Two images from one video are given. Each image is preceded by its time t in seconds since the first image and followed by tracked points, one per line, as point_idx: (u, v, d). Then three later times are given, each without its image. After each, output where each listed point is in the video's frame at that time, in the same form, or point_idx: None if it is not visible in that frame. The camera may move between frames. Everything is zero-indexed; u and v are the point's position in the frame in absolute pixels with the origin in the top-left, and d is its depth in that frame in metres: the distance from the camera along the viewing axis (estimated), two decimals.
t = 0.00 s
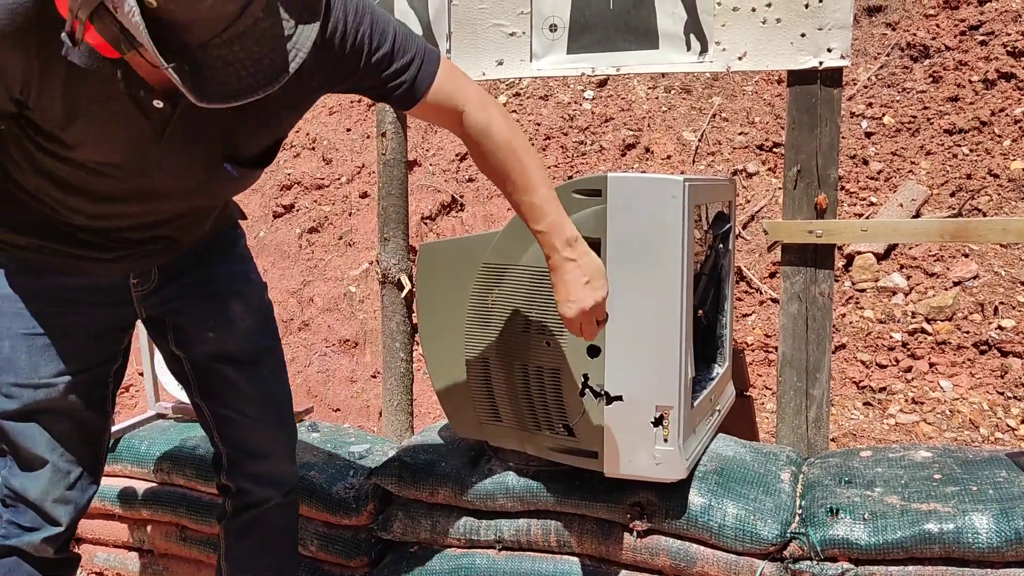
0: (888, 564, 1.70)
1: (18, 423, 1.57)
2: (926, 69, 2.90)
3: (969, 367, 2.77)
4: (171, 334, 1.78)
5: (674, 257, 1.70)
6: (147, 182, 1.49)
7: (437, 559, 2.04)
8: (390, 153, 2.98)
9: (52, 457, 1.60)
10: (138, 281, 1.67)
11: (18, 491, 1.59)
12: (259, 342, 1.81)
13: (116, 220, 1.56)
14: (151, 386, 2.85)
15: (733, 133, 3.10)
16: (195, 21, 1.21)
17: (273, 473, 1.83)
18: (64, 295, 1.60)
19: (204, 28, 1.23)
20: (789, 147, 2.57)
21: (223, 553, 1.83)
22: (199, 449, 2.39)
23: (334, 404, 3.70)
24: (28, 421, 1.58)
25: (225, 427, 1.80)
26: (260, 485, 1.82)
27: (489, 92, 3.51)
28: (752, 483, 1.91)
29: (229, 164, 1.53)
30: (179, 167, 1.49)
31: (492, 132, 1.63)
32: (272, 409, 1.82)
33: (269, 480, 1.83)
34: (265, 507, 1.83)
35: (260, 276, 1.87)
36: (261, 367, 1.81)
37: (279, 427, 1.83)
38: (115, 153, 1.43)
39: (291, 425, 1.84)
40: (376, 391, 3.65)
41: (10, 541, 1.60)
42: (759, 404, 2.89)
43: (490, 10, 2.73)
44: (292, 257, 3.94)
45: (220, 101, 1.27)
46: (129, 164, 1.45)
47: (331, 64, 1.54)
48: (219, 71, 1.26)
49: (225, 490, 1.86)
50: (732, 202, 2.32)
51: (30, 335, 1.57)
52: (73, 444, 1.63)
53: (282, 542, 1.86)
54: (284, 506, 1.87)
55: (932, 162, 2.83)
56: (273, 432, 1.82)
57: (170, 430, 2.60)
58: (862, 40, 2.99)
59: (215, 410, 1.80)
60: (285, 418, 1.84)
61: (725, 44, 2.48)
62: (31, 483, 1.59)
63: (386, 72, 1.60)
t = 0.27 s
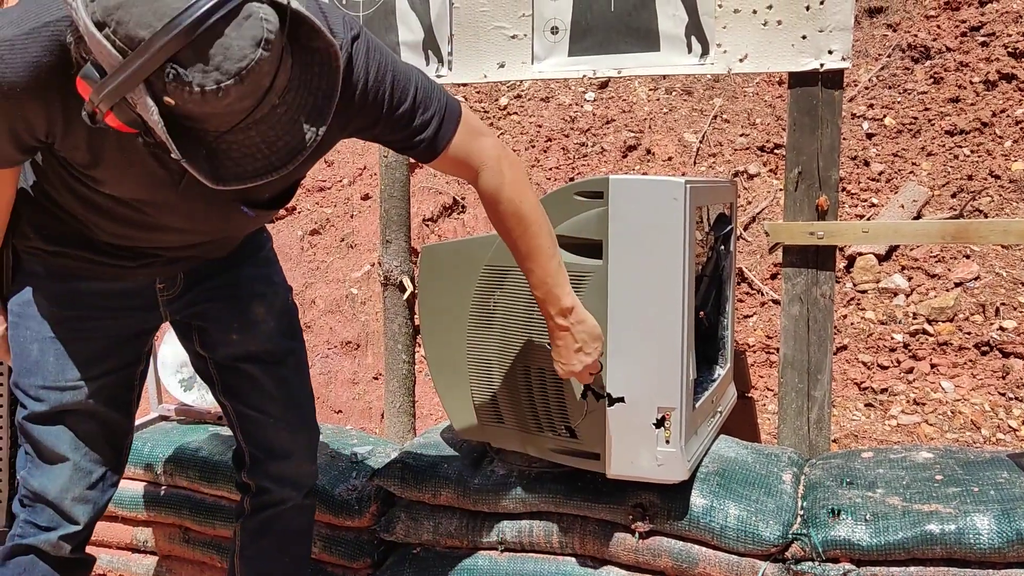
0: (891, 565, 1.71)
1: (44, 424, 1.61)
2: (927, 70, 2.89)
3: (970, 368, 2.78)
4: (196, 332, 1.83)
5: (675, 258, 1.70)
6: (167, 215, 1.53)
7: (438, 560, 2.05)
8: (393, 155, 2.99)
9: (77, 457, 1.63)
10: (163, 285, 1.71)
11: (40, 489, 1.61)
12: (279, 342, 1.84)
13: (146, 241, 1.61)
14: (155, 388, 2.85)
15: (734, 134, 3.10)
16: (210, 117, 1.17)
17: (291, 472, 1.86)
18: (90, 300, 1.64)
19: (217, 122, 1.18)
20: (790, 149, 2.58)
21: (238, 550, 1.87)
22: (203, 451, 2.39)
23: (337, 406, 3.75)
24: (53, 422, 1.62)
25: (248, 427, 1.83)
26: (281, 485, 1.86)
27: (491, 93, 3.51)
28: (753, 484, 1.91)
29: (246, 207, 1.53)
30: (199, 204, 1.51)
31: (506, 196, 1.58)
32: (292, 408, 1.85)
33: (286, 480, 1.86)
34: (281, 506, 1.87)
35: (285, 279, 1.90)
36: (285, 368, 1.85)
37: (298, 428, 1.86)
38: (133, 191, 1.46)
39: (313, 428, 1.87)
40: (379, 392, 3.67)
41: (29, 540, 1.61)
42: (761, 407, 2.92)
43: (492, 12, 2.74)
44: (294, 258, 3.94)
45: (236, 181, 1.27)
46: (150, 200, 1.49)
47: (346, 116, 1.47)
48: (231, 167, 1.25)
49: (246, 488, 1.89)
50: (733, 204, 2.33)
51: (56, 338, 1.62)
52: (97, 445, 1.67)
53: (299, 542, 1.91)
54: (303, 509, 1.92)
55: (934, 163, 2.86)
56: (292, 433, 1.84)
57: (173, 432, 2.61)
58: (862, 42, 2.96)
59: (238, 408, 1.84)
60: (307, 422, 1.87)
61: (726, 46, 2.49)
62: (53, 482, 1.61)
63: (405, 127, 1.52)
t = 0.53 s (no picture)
0: (891, 564, 1.71)
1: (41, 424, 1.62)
2: (928, 70, 2.88)
3: (970, 367, 2.78)
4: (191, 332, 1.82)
5: (676, 257, 1.70)
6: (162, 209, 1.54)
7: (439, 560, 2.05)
8: (392, 154, 2.99)
9: (73, 457, 1.63)
10: (160, 285, 1.71)
11: (36, 490, 1.61)
12: (275, 341, 1.85)
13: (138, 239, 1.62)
14: (155, 388, 2.86)
15: (735, 134, 3.09)
16: (203, 86, 1.19)
17: (288, 472, 1.87)
18: (85, 299, 1.64)
19: (211, 90, 1.20)
20: (791, 148, 2.57)
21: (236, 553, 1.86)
22: (204, 451, 2.40)
23: (338, 406, 3.75)
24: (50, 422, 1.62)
25: (244, 428, 1.84)
26: (278, 485, 1.86)
27: (491, 93, 3.51)
28: (753, 483, 1.91)
29: (244, 195, 1.57)
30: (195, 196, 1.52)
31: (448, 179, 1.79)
32: (287, 408, 1.86)
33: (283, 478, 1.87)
34: (279, 505, 1.87)
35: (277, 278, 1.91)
36: (281, 367, 1.86)
37: (292, 426, 1.86)
38: (129, 182, 1.47)
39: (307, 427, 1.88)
40: (379, 392, 3.68)
41: (27, 542, 1.61)
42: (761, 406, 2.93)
43: (492, 12, 2.74)
44: (295, 258, 3.95)
45: (230, 155, 1.27)
46: (146, 192, 1.50)
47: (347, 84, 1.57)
48: (225, 140, 1.26)
49: (242, 489, 1.89)
50: (734, 203, 2.32)
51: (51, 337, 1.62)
52: (93, 445, 1.67)
53: (296, 541, 1.91)
54: (301, 507, 1.92)
55: (934, 162, 2.86)
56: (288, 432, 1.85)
57: (173, 432, 2.61)
58: (863, 41, 2.95)
59: (233, 409, 1.84)
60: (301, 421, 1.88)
61: (726, 45, 2.49)
62: (49, 483, 1.62)
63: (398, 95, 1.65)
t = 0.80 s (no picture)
0: (892, 563, 1.70)
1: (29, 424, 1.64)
2: (929, 68, 2.88)
3: (972, 366, 2.78)
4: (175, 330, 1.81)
5: (676, 256, 1.69)
6: (139, 205, 1.52)
7: (440, 559, 2.05)
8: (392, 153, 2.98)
9: (61, 457, 1.65)
10: (145, 281, 1.72)
11: (27, 491, 1.64)
12: (259, 341, 1.84)
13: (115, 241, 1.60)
14: (155, 388, 2.85)
15: (735, 133, 3.09)
16: (186, 50, 1.21)
17: (271, 472, 1.85)
18: (73, 297, 1.64)
19: (194, 55, 1.22)
20: (791, 146, 2.57)
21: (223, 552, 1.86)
22: (204, 451, 2.39)
23: (338, 405, 3.75)
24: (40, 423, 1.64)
25: (226, 429, 1.82)
26: (262, 485, 1.85)
27: (491, 92, 3.51)
28: (755, 483, 1.91)
29: (219, 184, 1.57)
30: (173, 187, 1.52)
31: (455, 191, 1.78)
32: (270, 407, 1.84)
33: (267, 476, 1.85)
34: (265, 504, 1.86)
35: (261, 276, 1.89)
36: (263, 366, 1.84)
37: (273, 426, 1.85)
38: (106, 175, 1.46)
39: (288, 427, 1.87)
40: (379, 392, 3.67)
41: (21, 542, 1.64)
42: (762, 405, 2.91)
43: (492, 11, 2.73)
44: (295, 258, 3.95)
45: (215, 122, 1.28)
46: (125, 187, 1.49)
47: (316, 94, 1.57)
48: (211, 106, 1.26)
49: (226, 489, 1.89)
50: (735, 201, 2.32)
51: (36, 337, 1.63)
52: (81, 444, 1.69)
53: (279, 543, 1.88)
54: (285, 504, 1.91)
55: (936, 160, 2.85)
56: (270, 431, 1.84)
57: (173, 432, 2.61)
58: (863, 40, 2.94)
59: (215, 409, 1.83)
60: (284, 422, 1.86)
61: (726, 43, 2.49)
62: (38, 483, 1.64)
63: (369, 106, 1.65)
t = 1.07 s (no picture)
0: (895, 564, 1.70)
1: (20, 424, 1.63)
2: (930, 68, 2.88)
3: (974, 366, 2.77)
4: (164, 331, 1.81)
5: (679, 257, 1.69)
6: (129, 204, 1.52)
7: (441, 560, 2.05)
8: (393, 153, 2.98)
9: (54, 457, 1.64)
10: (134, 281, 1.71)
11: (21, 492, 1.63)
12: (248, 341, 1.83)
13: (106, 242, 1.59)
14: (156, 388, 2.82)
15: (736, 133, 3.09)
16: (167, 47, 1.21)
17: (263, 472, 1.86)
18: (65, 298, 1.63)
19: (174, 52, 1.21)
20: (793, 146, 2.57)
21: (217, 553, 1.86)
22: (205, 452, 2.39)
23: (338, 406, 3.74)
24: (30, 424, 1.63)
25: (217, 429, 1.82)
26: (253, 485, 1.85)
27: (492, 93, 3.51)
28: (757, 483, 1.90)
29: (208, 185, 1.57)
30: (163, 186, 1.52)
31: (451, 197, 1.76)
32: (261, 407, 1.84)
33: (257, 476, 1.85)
34: (259, 505, 1.86)
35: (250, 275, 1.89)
36: (252, 367, 1.84)
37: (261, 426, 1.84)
38: (94, 177, 1.46)
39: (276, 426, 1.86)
40: (380, 393, 3.67)
41: (15, 543, 1.63)
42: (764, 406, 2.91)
43: (493, 10, 2.73)
44: (296, 259, 3.95)
45: (198, 120, 1.27)
46: (111, 188, 1.48)
47: (302, 97, 1.55)
48: (195, 105, 1.26)
49: (218, 490, 1.88)
50: (737, 201, 2.32)
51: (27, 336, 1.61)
52: (74, 444, 1.68)
53: (272, 544, 1.88)
54: (277, 504, 1.90)
55: (937, 160, 2.85)
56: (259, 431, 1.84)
57: (174, 432, 2.60)
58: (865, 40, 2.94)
59: (205, 408, 1.83)
60: (272, 421, 1.86)
61: (728, 43, 2.48)
62: (32, 484, 1.63)
63: (354, 110, 1.63)
